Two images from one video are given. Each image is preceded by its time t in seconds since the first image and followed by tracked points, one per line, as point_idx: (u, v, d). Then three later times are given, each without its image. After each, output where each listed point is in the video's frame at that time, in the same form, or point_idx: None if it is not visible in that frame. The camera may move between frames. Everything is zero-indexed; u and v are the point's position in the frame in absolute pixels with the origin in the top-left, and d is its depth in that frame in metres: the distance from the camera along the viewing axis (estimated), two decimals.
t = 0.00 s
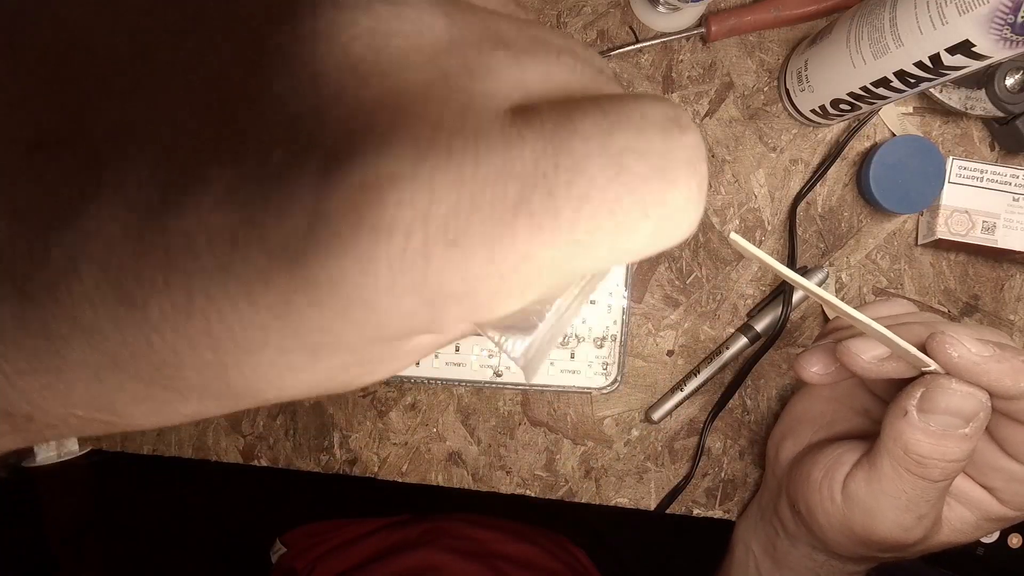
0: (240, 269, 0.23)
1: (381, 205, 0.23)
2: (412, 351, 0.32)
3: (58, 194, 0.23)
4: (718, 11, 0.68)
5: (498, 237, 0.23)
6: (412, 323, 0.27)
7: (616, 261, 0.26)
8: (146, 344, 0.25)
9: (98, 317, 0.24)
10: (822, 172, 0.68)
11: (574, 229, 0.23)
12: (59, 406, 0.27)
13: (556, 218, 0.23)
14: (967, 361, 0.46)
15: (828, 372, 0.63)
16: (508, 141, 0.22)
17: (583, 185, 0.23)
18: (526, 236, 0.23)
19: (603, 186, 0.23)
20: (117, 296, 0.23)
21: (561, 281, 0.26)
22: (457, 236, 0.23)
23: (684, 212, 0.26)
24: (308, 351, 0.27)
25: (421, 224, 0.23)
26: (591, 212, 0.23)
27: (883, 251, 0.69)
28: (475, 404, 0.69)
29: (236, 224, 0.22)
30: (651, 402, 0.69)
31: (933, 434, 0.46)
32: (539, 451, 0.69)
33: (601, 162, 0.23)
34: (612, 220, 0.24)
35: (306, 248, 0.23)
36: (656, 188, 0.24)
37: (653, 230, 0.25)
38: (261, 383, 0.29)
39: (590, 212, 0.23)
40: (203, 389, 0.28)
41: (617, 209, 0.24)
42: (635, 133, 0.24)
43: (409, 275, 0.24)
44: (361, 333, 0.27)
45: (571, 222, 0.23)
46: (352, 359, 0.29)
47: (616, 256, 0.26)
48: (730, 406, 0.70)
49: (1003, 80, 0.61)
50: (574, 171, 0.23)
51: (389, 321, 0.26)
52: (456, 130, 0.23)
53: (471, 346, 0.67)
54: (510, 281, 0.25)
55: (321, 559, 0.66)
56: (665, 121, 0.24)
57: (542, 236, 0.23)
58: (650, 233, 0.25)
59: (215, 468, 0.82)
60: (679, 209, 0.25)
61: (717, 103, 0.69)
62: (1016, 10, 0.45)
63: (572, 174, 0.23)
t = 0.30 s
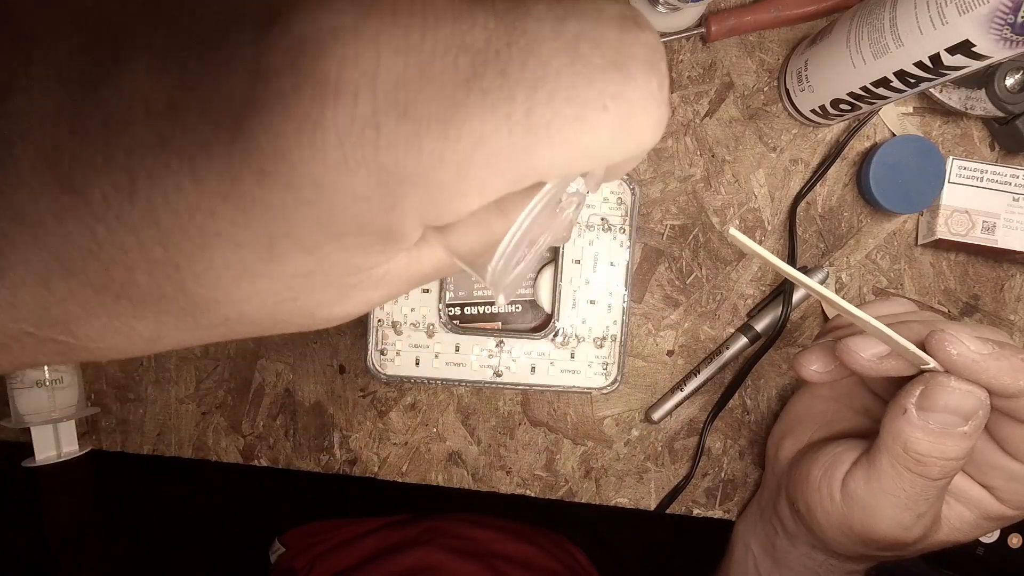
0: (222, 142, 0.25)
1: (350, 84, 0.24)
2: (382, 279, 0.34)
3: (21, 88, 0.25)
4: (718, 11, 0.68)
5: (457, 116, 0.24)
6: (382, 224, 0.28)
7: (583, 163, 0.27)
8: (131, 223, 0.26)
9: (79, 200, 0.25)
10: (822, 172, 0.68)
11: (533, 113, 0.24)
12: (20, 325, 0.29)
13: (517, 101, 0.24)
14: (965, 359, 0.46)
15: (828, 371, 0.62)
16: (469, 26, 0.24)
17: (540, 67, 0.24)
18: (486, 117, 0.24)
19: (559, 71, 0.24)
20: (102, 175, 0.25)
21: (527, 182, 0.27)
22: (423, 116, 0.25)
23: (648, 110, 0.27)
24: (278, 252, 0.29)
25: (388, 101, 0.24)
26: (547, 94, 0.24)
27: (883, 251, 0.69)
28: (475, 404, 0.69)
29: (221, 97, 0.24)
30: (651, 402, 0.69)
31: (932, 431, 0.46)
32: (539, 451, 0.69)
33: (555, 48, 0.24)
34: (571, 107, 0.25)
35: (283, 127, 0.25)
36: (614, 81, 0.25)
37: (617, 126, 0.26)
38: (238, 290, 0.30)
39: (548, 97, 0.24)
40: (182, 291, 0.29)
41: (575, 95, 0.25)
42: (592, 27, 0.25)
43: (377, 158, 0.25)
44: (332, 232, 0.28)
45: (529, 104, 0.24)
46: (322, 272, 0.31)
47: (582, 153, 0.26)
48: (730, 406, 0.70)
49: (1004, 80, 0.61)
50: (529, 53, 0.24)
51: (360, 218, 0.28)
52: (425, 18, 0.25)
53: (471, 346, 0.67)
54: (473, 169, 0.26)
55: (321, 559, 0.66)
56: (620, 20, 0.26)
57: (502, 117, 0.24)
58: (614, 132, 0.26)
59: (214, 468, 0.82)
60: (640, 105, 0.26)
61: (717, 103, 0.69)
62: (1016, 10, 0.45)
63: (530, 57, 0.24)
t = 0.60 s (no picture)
0: (123, 137, 0.27)
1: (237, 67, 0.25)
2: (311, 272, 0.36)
3: None
4: (718, 11, 0.68)
5: (315, 117, 0.25)
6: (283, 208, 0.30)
7: (471, 138, 0.28)
8: (66, 213, 0.28)
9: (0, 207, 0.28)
10: (822, 172, 0.68)
11: (404, 93, 0.25)
12: None
13: (387, 79, 0.24)
14: (967, 360, 0.46)
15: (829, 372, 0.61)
16: (335, 7, 0.24)
17: (407, 43, 0.24)
18: (358, 95, 0.24)
19: (430, 46, 0.24)
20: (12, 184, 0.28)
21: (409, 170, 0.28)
22: (296, 97, 0.25)
23: (532, 86, 0.27)
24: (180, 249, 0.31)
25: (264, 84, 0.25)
26: (419, 71, 0.24)
27: (884, 251, 0.69)
28: (475, 404, 0.69)
29: (128, 93, 0.26)
30: (651, 402, 0.69)
31: (933, 433, 0.46)
32: (539, 451, 0.69)
33: (425, 26, 0.24)
34: (446, 84, 0.25)
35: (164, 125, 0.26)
36: (494, 59, 0.26)
37: (496, 101, 0.26)
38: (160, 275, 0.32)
39: (422, 74, 0.24)
40: (110, 274, 0.31)
41: (449, 74, 0.25)
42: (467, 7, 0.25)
43: (255, 141, 0.26)
44: (236, 216, 0.30)
45: (399, 84, 0.24)
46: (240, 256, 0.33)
47: (463, 129, 0.27)
48: (730, 406, 0.70)
49: (1003, 80, 0.61)
50: (397, 32, 0.24)
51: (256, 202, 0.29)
52: None
53: (472, 346, 0.66)
54: (353, 151, 0.26)
55: (321, 559, 0.66)
56: None
57: (374, 98, 0.24)
58: (496, 105, 0.27)
59: (214, 468, 0.82)
60: (524, 82, 0.27)
61: (717, 103, 0.69)
62: (1016, 10, 0.45)
63: (399, 35, 0.24)
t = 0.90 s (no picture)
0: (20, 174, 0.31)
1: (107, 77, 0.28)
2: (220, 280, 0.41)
3: None
4: (718, 11, 0.68)
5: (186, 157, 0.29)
6: (141, 217, 0.33)
7: (348, 132, 0.30)
8: None
9: None
10: (822, 172, 0.68)
11: (239, 95, 0.27)
12: None
13: (218, 82, 0.27)
14: (966, 363, 0.46)
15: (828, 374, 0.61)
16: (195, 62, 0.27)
17: (237, 46, 0.27)
18: (188, 100, 0.28)
19: (263, 49, 0.27)
20: None
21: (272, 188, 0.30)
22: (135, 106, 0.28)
23: (388, 77, 0.29)
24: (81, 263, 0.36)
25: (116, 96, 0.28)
26: (254, 76, 0.27)
27: (884, 251, 0.69)
28: (475, 404, 0.69)
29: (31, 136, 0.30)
30: (651, 402, 0.69)
31: (932, 434, 0.45)
32: (539, 451, 0.69)
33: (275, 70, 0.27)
34: (282, 85, 0.27)
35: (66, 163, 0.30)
36: (340, 55, 0.28)
37: (353, 97, 0.28)
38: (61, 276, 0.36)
39: (258, 78, 0.27)
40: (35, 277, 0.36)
41: (287, 75, 0.27)
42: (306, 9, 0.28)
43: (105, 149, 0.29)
44: (101, 226, 0.33)
45: (233, 86, 0.27)
46: (124, 266, 0.37)
47: (322, 127, 0.29)
48: (730, 406, 0.70)
49: (1003, 80, 0.61)
50: (227, 37, 0.27)
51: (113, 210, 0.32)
52: (184, 10, 0.28)
53: (471, 346, 0.64)
54: (194, 153, 0.29)
55: (321, 560, 0.66)
56: None
57: (207, 103, 0.28)
58: (357, 103, 0.29)
59: (215, 469, 0.82)
60: (381, 73, 0.29)
61: (717, 103, 0.69)
62: (1016, 10, 0.45)
63: (231, 39, 0.27)
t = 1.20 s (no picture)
0: None
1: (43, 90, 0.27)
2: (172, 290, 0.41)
3: None
4: (718, 11, 0.68)
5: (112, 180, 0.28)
6: (80, 236, 0.32)
7: (287, 141, 0.29)
8: None
9: None
10: (822, 172, 0.68)
11: (164, 114, 0.26)
12: None
13: (141, 102, 0.26)
14: (964, 363, 0.46)
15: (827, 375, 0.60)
16: (107, 76, 0.26)
17: (157, 64, 0.26)
18: (112, 121, 0.27)
19: (185, 66, 0.26)
20: None
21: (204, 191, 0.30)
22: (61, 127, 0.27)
23: (319, 85, 0.28)
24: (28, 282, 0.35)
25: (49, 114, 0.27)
26: (176, 94, 0.26)
27: (884, 251, 0.69)
28: (475, 404, 0.69)
29: None
30: (651, 402, 0.69)
31: (931, 436, 0.45)
32: (539, 451, 0.69)
33: (202, 91, 0.26)
34: (207, 103, 0.27)
35: None
36: (266, 67, 0.27)
37: (281, 109, 0.28)
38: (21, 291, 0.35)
39: (182, 95, 0.26)
40: None
41: (211, 92, 0.26)
42: (232, 21, 0.27)
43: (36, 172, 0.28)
44: (44, 247, 0.33)
45: (157, 106, 0.26)
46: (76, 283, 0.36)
47: (253, 141, 0.28)
48: (730, 406, 0.70)
49: (1003, 80, 0.61)
50: (146, 55, 0.26)
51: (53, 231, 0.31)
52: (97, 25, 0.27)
53: (471, 346, 0.64)
54: (124, 173, 0.28)
55: (321, 561, 0.66)
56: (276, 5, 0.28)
57: (132, 124, 0.27)
58: (290, 113, 0.28)
59: (215, 468, 0.82)
60: (309, 83, 0.28)
61: (717, 103, 0.69)
62: (1016, 10, 0.45)
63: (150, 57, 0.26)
